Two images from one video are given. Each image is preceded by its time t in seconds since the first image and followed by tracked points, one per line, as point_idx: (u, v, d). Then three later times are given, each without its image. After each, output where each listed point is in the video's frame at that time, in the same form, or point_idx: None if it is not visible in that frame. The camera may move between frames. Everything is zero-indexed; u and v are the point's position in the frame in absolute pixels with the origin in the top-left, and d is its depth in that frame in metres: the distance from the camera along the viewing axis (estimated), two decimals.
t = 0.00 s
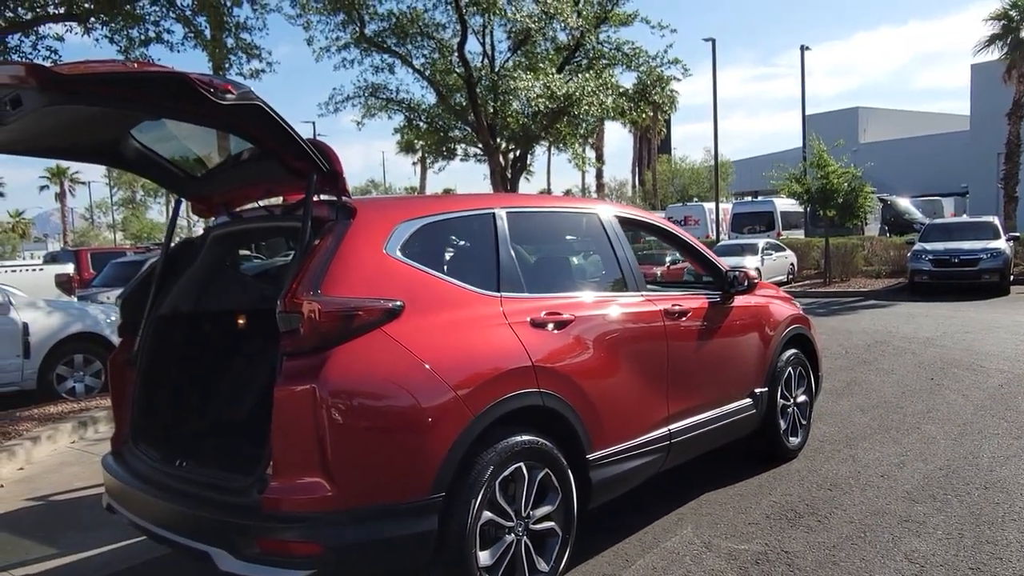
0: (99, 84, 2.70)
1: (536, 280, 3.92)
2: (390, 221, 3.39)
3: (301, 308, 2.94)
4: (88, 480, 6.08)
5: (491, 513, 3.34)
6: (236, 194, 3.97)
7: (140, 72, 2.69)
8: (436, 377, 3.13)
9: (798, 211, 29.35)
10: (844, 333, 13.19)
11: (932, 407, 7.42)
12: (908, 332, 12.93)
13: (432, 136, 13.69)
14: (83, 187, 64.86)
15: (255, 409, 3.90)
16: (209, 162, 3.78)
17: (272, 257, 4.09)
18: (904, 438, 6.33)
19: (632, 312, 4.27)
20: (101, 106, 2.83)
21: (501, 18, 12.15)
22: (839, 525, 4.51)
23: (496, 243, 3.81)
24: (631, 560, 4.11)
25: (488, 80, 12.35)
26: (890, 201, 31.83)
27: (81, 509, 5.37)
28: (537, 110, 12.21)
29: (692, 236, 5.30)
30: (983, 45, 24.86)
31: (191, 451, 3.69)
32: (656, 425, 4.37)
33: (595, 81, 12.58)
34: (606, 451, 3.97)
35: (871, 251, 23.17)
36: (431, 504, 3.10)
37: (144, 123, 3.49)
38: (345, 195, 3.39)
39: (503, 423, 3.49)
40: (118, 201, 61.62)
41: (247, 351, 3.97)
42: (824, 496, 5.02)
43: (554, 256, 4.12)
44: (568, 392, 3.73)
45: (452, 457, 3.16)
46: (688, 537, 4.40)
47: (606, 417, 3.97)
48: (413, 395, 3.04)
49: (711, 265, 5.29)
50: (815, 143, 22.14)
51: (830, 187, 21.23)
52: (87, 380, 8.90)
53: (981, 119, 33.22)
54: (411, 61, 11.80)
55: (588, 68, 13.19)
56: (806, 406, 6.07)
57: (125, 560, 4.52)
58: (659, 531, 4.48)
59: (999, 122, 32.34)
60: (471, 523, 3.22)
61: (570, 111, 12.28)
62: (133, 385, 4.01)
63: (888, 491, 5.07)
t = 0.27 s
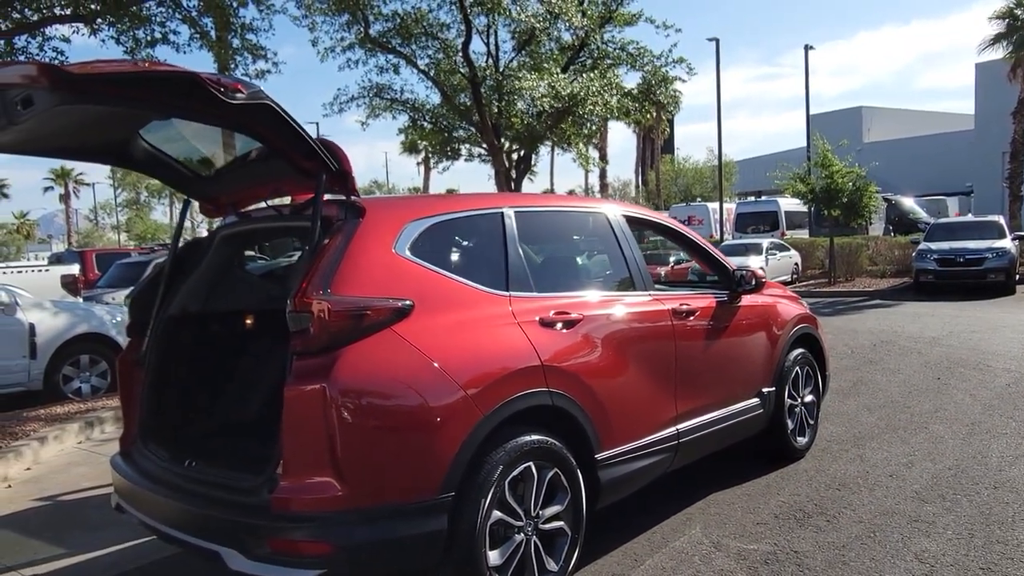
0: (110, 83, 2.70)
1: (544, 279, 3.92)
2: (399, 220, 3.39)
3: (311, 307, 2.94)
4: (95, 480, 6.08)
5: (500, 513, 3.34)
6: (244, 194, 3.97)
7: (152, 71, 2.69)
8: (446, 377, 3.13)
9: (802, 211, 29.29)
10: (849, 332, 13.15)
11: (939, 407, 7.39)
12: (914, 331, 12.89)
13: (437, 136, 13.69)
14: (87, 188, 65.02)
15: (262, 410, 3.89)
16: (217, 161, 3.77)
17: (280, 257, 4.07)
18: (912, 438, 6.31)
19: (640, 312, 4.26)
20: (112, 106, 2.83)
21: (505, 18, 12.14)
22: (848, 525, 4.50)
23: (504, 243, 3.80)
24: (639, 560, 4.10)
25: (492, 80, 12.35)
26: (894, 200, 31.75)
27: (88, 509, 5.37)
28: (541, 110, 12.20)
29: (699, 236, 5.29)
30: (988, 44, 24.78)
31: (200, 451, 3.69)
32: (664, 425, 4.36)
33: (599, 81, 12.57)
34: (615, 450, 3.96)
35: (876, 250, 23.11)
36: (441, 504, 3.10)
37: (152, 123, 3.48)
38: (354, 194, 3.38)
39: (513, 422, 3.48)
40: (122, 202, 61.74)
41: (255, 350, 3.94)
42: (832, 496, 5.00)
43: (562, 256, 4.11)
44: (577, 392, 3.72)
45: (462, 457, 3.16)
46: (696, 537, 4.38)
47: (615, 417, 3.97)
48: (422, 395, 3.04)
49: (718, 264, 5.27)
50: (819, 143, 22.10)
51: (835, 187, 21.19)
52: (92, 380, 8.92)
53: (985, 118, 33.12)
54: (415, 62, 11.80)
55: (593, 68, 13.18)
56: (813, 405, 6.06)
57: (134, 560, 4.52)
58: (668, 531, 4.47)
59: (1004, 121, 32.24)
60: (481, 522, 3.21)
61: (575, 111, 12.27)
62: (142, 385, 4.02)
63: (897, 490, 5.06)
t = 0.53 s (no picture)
0: (124, 77, 2.68)
1: (556, 277, 3.90)
2: (412, 217, 3.37)
3: (325, 304, 2.92)
4: (104, 479, 6.08)
5: (514, 511, 3.31)
6: (256, 191, 3.96)
7: (167, 65, 2.68)
8: (460, 374, 3.11)
9: (808, 209, 29.18)
10: (858, 331, 13.09)
11: (951, 406, 7.34)
12: (922, 330, 12.82)
13: (444, 135, 13.67)
14: (93, 187, 65.21)
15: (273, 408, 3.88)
16: (230, 159, 3.75)
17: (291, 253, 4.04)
18: (924, 437, 6.27)
19: (653, 309, 4.23)
20: (125, 101, 2.82)
21: (513, 16, 12.12)
22: (862, 525, 4.46)
23: (517, 239, 3.78)
24: (652, 559, 4.07)
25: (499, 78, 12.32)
26: (901, 199, 31.62)
27: (98, 507, 5.37)
28: (549, 108, 12.17)
29: (710, 233, 5.25)
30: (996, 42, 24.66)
31: (212, 449, 3.68)
32: (676, 423, 4.33)
33: (607, 79, 12.53)
34: (628, 449, 3.94)
35: (883, 249, 23.02)
36: (455, 502, 3.08)
37: (164, 120, 3.47)
38: (367, 190, 3.36)
39: (526, 420, 3.46)
40: (128, 202, 61.91)
41: (269, 347, 3.85)
42: (845, 495, 4.96)
43: (574, 254, 4.09)
44: (591, 389, 3.69)
45: (477, 455, 3.14)
46: (709, 536, 4.35)
47: (628, 415, 3.94)
48: (435, 391, 3.01)
49: (729, 262, 5.23)
50: (826, 141, 22.02)
51: (842, 185, 21.10)
52: (101, 378, 8.93)
53: (993, 116, 32.96)
54: (422, 60, 11.78)
55: (600, 66, 13.14)
56: (825, 404, 6.02)
57: (144, 558, 4.51)
58: (680, 530, 4.44)
59: (1012, 119, 32.06)
60: (495, 521, 3.19)
61: (582, 109, 12.24)
62: (154, 383, 4.02)
63: (910, 490, 5.01)
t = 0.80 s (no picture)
0: (137, 66, 2.62)
1: (575, 273, 3.82)
2: (429, 212, 3.29)
3: (342, 300, 2.85)
4: (114, 477, 6.03)
5: (533, 512, 3.24)
6: (269, 186, 3.89)
7: (183, 54, 2.61)
8: (479, 372, 3.03)
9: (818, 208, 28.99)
10: (871, 331, 12.95)
11: (970, 406, 7.22)
12: (936, 330, 12.68)
13: (453, 132, 13.60)
14: (102, 186, 65.44)
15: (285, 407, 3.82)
16: (244, 154, 3.67)
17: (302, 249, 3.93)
18: (944, 438, 6.16)
19: (672, 307, 4.15)
20: (138, 91, 2.75)
21: (524, 12, 12.03)
22: (886, 527, 4.36)
23: (535, 235, 3.70)
24: (672, 561, 3.99)
25: (509, 75, 12.23)
26: (912, 198, 31.39)
27: (108, 507, 5.31)
28: (560, 105, 12.08)
29: (727, 229, 5.15)
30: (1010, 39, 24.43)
31: (225, 448, 3.62)
32: (696, 423, 4.24)
33: (619, 75, 12.43)
34: (648, 449, 3.85)
35: (894, 248, 22.83)
36: (474, 504, 3.00)
37: (175, 113, 3.41)
38: (383, 184, 3.29)
39: (545, 420, 3.38)
40: (136, 200, 62.09)
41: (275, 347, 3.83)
42: (867, 497, 4.86)
43: (592, 250, 4.01)
44: (611, 389, 3.61)
45: (496, 456, 3.06)
46: (729, 538, 4.27)
47: (648, 415, 3.86)
48: (454, 390, 2.94)
49: (747, 259, 5.13)
50: (838, 139, 21.85)
51: (853, 183, 20.92)
52: (110, 376, 8.89)
53: (1005, 114, 32.69)
54: (433, 56, 11.71)
55: (610, 63, 13.04)
56: (844, 404, 5.92)
57: (155, 559, 4.45)
58: (699, 532, 4.35)
59: None
60: (514, 522, 3.12)
61: (593, 106, 12.15)
62: (166, 380, 3.96)
63: (933, 492, 4.91)
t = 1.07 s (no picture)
0: (150, 54, 2.49)
1: (601, 273, 3.68)
2: (452, 209, 3.16)
3: (363, 301, 2.71)
4: (124, 481, 5.93)
5: (561, 523, 3.10)
6: (284, 182, 3.77)
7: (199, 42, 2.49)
8: (505, 377, 2.89)
9: (830, 207, 28.73)
10: (888, 331, 12.75)
11: (998, 409, 7.04)
12: (955, 330, 12.46)
13: (464, 130, 13.47)
14: (112, 185, 65.67)
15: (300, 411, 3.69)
16: (261, 149, 3.55)
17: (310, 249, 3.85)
18: (974, 442, 5.98)
19: (700, 307, 4.01)
20: (151, 81, 2.63)
21: (537, 8, 11.89)
22: (921, 536, 4.20)
23: (560, 233, 3.56)
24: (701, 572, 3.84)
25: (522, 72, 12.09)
26: (925, 196, 31.08)
27: (118, 511, 5.20)
28: (572, 102, 11.92)
29: (753, 227, 4.99)
30: None
31: (240, 455, 3.49)
32: (724, 428, 4.10)
33: (633, 71, 12.27)
34: (676, 456, 3.71)
35: (908, 247, 22.57)
36: (501, 514, 2.87)
37: (188, 107, 3.29)
38: (404, 181, 3.16)
39: (573, 426, 3.24)
40: (145, 199, 62.23)
41: (290, 348, 3.69)
42: (899, 504, 4.70)
43: (617, 249, 3.87)
44: (639, 394, 3.48)
45: (523, 464, 2.93)
46: (759, 548, 4.11)
47: (676, 420, 3.72)
48: (481, 396, 2.81)
49: (772, 257, 4.97)
50: (852, 137, 21.62)
51: (868, 181, 20.68)
52: (120, 376, 8.80)
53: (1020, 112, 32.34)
54: (445, 53, 11.58)
55: (624, 59, 12.88)
56: (871, 407, 5.76)
57: (166, 566, 4.34)
58: (727, 541, 4.21)
59: None
60: (542, 534, 2.98)
61: (607, 103, 12.00)
62: (178, 383, 3.84)
63: (968, 499, 4.75)
